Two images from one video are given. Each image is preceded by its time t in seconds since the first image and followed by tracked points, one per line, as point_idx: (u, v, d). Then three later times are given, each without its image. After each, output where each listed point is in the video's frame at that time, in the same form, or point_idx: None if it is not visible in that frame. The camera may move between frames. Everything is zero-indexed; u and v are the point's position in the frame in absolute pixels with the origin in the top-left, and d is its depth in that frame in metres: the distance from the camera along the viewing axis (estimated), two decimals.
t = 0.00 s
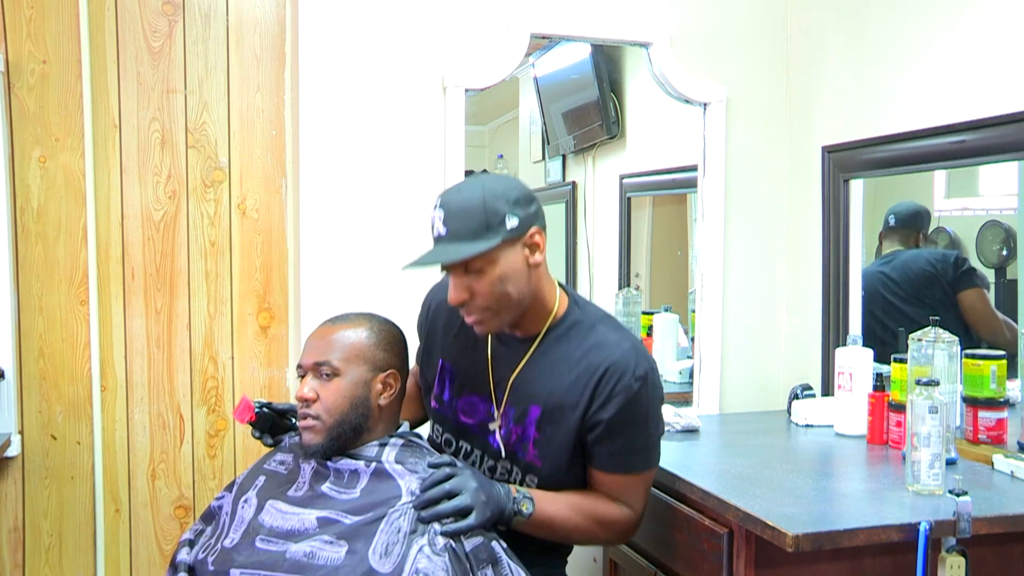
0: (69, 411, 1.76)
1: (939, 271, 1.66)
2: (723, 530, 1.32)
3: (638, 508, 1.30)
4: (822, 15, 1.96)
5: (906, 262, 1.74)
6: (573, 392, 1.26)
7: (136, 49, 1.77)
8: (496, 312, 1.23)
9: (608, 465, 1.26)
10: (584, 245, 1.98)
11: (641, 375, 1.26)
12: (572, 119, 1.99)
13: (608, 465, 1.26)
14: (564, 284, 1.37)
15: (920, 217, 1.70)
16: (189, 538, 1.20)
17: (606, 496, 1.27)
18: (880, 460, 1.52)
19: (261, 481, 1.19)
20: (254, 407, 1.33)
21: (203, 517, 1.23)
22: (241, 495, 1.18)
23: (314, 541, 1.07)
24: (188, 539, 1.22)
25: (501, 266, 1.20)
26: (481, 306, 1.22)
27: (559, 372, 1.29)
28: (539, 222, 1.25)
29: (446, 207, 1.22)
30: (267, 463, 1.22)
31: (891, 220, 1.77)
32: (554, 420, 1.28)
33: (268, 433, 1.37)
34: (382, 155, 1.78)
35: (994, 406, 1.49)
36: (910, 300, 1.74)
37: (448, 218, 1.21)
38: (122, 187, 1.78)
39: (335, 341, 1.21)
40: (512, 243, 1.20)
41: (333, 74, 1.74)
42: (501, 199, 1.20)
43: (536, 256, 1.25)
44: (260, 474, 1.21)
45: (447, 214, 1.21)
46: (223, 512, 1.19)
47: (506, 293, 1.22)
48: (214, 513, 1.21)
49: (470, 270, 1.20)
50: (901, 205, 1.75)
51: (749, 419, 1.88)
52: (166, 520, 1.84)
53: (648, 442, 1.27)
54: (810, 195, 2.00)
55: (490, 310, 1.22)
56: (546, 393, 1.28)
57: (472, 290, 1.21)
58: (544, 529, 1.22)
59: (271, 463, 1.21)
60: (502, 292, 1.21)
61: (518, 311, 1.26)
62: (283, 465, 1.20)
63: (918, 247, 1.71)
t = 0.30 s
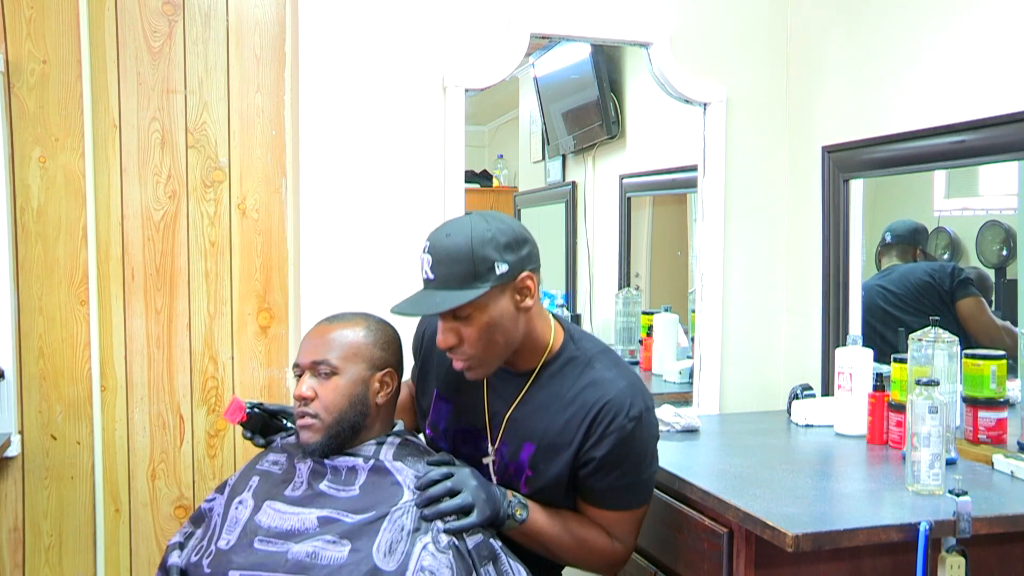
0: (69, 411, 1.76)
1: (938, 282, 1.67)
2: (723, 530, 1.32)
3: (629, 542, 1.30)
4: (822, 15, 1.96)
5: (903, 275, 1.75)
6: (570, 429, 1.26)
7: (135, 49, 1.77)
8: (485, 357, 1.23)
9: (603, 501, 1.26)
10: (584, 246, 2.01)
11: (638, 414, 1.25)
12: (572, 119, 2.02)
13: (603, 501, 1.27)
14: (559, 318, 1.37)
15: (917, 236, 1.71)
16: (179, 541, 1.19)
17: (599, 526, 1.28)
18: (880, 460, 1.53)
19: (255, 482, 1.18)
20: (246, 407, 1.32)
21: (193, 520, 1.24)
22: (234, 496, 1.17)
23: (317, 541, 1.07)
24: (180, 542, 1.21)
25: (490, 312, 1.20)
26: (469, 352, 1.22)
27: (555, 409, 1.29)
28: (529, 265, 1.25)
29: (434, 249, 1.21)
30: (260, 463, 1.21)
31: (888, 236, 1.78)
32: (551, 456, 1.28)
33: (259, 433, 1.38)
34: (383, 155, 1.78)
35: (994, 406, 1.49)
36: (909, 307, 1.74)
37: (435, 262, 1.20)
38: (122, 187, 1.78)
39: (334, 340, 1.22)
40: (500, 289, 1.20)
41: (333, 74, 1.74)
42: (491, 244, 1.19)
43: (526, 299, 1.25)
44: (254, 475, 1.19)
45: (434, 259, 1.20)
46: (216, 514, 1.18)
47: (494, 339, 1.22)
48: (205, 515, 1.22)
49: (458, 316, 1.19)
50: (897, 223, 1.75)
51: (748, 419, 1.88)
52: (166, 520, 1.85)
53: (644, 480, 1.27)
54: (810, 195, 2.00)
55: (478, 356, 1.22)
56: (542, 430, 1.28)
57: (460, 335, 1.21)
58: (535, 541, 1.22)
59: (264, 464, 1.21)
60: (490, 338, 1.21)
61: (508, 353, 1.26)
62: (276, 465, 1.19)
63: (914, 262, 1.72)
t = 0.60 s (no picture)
0: (69, 411, 1.76)
1: (942, 283, 1.66)
2: (722, 530, 1.32)
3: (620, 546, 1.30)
4: (822, 15, 1.96)
5: (906, 277, 1.74)
6: (565, 434, 1.27)
7: (135, 49, 1.77)
8: (483, 366, 1.22)
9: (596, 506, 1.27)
10: (584, 245, 2.02)
11: (632, 420, 1.26)
12: (572, 119, 2.02)
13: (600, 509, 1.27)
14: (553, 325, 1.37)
15: (918, 239, 1.71)
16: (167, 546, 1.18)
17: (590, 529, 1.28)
18: (880, 460, 1.52)
19: (246, 483, 1.17)
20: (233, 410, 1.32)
21: (176, 524, 1.22)
22: (225, 497, 1.16)
23: (320, 540, 1.07)
24: (166, 546, 1.19)
25: (487, 321, 1.20)
26: (467, 361, 1.21)
27: (550, 415, 1.29)
28: (525, 275, 1.25)
29: (432, 258, 1.21)
30: (249, 464, 1.21)
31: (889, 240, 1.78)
32: (547, 463, 1.28)
33: (246, 436, 1.35)
34: (382, 155, 1.78)
35: (994, 406, 1.49)
36: (909, 308, 1.74)
37: (433, 271, 1.20)
38: (122, 187, 1.78)
39: (327, 343, 1.21)
40: (498, 299, 1.20)
41: (333, 74, 1.74)
42: (488, 253, 1.19)
43: (523, 308, 1.25)
44: (243, 475, 1.19)
45: (431, 268, 1.20)
46: (205, 516, 1.17)
47: (492, 347, 1.22)
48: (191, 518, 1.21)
49: (456, 326, 1.19)
50: (899, 228, 1.75)
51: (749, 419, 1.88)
52: (166, 520, 1.85)
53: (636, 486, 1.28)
54: (810, 195, 2.00)
55: (476, 365, 1.22)
56: (537, 435, 1.28)
57: (457, 345, 1.20)
58: (527, 541, 1.22)
59: (253, 465, 1.20)
60: (488, 347, 1.21)
61: (505, 362, 1.25)
62: (267, 465, 1.20)
63: (916, 266, 1.72)
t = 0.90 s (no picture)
0: (69, 411, 1.76)
1: (946, 282, 1.64)
2: (723, 530, 1.32)
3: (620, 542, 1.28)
4: (821, 15, 1.96)
5: (912, 273, 1.73)
6: (564, 428, 1.27)
7: (135, 49, 1.77)
8: (476, 358, 1.23)
9: (595, 497, 1.27)
10: (584, 245, 2.01)
11: (631, 413, 1.26)
12: (572, 119, 2.03)
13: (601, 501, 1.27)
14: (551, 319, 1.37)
15: (918, 234, 1.71)
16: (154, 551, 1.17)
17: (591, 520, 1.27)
18: (880, 460, 1.53)
19: (237, 486, 1.17)
20: (220, 413, 1.31)
21: (160, 527, 1.20)
22: (214, 500, 1.16)
23: (321, 540, 1.08)
24: (151, 551, 1.18)
25: (483, 316, 1.20)
26: (459, 354, 1.22)
27: (549, 407, 1.29)
28: (524, 271, 1.25)
29: (432, 250, 1.21)
30: (236, 466, 1.21)
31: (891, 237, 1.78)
32: (546, 457, 1.28)
33: (233, 437, 1.34)
34: (383, 155, 1.78)
35: (994, 406, 1.49)
36: (908, 307, 1.74)
37: (431, 264, 1.20)
38: (123, 187, 1.78)
39: (319, 344, 1.21)
40: (495, 294, 1.20)
41: (333, 74, 1.74)
42: (487, 250, 1.19)
43: (520, 305, 1.25)
44: (233, 478, 1.18)
45: (430, 260, 1.21)
46: (194, 519, 1.15)
47: (485, 341, 1.22)
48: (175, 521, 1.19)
49: (452, 318, 1.19)
50: (899, 226, 1.75)
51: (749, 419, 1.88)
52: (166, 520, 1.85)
53: (635, 480, 1.27)
54: (810, 195, 2.00)
55: (469, 356, 1.22)
56: (536, 429, 1.29)
57: (452, 335, 1.21)
58: (528, 532, 1.20)
59: (243, 467, 1.20)
60: (482, 339, 1.22)
61: (499, 355, 1.26)
62: (257, 467, 1.20)
63: (917, 263, 1.71)
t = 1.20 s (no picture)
0: (69, 411, 1.76)
1: (953, 282, 1.63)
2: (722, 530, 1.32)
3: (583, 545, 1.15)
4: (821, 15, 1.96)
5: (917, 272, 1.72)
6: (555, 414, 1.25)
7: (135, 49, 1.77)
8: (484, 347, 1.22)
9: (562, 466, 1.18)
10: (584, 245, 2.01)
11: (621, 396, 1.24)
12: (572, 120, 2.02)
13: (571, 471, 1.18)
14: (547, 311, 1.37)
15: (919, 231, 1.71)
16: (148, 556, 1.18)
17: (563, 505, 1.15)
18: (880, 460, 1.52)
19: (232, 487, 1.17)
20: (210, 415, 1.29)
21: (149, 531, 1.22)
22: (208, 502, 1.15)
23: (326, 543, 1.08)
24: (142, 555, 1.19)
25: (492, 303, 1.19)
26: (469, 341, 1.21)
27: (543, 395, 1.27)
28: (531, 262, 1.26)
29: (442, 235, 1.20)
30: (230, 467, 1.21)
31: (892, 234, 1.77)
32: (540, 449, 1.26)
33: (223, 440, 1.31)
34: (382, 155, 1.78)
35: (994, 406, 1.49)
36: (909, 308, 1.74)
37: (445, 249, 1.19)
38: (123, 187, 1.78)
39: (313, 345, 1.20)
40: (505, 282, 1.20)
41: (333, 74, 1.74)
42: (500, 237, 1.20)
43: (527, 294, 1.25)
44: (228, 479, 1.18)
45: (443, 246, 1.20)
46: (189, 522, 1.15)
47: (496, 327, 1.21)
48: (165, 524, 1.20)
49: (461, 305, 1.18)
50: (900, 221, 1.75)
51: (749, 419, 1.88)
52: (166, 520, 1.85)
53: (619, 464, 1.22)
54: (810, 195, 2.00)
55: (477, 344, 1.21)
56: (531, 417, 1.27)
57: (461, 323, 1.19)
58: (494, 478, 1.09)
59: (237, 469, 1.20)
60: (492, 328, 1.21)
61: (506, 344, 1.25)
62: (251, 469, 1.19)
63: (920, 261, 1.71)
